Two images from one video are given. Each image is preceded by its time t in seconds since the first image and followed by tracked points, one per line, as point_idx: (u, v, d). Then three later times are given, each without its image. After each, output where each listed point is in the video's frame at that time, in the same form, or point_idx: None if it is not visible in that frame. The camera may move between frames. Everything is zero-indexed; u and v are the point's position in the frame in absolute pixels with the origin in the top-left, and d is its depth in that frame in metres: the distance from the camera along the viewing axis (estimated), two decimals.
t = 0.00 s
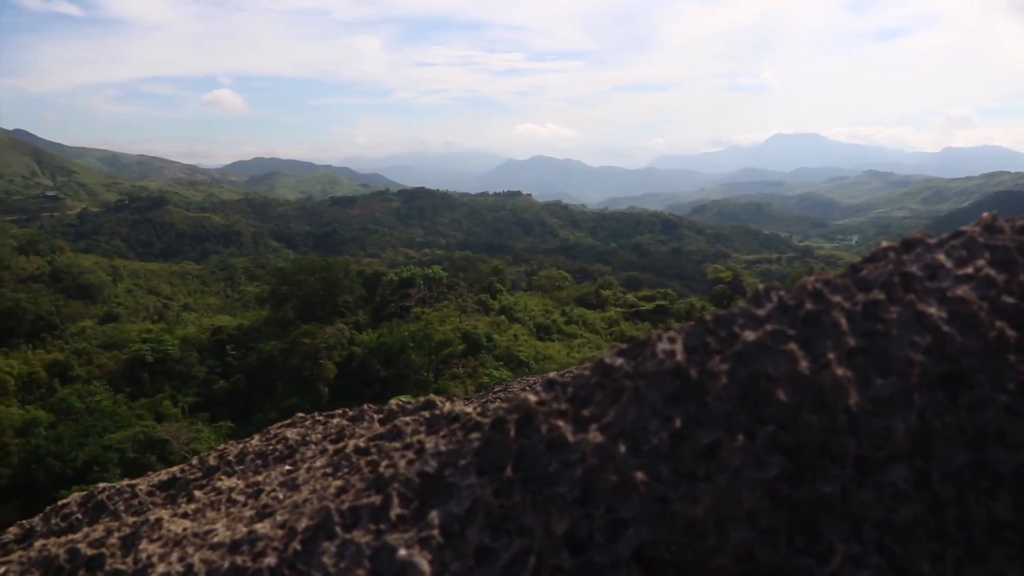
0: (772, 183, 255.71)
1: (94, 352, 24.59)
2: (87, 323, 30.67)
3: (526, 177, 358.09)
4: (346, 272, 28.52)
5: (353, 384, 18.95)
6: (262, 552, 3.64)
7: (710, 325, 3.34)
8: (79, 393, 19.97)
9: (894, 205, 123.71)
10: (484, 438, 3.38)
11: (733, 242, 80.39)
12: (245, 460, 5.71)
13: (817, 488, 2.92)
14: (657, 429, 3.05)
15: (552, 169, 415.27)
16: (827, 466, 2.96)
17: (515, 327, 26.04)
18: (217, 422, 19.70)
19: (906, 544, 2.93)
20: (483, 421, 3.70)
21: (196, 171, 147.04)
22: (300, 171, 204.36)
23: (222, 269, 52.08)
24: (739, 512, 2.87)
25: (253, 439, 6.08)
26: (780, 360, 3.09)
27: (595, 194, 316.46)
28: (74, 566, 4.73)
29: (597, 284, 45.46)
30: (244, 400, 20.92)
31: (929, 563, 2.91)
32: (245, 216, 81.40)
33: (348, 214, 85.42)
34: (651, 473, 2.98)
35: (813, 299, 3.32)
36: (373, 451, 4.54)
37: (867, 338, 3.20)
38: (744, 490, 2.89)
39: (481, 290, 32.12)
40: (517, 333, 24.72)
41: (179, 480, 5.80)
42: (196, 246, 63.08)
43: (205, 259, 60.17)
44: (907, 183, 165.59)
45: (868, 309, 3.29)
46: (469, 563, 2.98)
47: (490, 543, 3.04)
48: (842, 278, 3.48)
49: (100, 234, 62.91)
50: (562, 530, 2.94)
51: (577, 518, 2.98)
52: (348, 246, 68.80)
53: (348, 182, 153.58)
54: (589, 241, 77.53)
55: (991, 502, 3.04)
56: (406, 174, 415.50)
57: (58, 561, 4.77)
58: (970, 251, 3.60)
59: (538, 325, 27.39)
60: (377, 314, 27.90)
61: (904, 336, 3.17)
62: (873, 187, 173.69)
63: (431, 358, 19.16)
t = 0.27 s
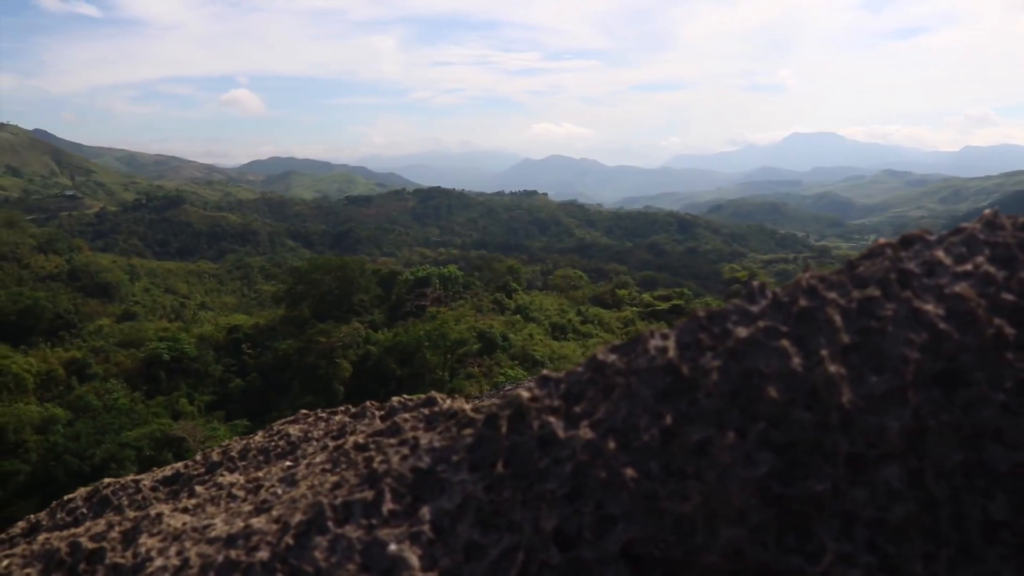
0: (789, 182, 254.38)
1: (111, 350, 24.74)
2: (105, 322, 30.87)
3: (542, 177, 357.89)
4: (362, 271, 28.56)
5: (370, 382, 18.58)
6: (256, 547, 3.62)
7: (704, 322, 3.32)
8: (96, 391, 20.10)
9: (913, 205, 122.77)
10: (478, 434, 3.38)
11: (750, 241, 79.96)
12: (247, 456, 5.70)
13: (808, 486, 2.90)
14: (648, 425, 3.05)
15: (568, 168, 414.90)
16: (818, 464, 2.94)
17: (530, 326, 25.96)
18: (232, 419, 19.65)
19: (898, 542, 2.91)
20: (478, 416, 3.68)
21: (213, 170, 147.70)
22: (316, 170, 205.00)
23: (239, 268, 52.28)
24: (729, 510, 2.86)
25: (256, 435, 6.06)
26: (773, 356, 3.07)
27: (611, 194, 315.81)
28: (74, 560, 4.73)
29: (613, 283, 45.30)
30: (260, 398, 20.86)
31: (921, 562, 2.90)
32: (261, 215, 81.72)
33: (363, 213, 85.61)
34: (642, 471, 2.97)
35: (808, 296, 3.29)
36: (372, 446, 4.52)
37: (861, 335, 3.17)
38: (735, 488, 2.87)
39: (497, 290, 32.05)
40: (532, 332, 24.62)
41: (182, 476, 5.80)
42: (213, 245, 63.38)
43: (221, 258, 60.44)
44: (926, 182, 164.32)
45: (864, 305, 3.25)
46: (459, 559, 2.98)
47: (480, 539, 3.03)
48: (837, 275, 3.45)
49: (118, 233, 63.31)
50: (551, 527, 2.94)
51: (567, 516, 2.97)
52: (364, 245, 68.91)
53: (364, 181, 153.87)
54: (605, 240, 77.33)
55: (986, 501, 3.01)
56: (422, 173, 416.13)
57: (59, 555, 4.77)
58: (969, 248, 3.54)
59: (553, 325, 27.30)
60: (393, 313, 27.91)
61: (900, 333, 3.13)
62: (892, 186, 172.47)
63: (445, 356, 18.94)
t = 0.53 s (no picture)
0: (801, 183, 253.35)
1: (122, 346, 24.81)
2: (116, 317, 30.98)
3: (553, 176, 357.77)
4: (371, 269, 28.57)
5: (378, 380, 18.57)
6: (244, 540, 3.60)
7: (695, 319, 3.31)
8: (106, 387, 20.17)
9: (926, 207, 122.01)
10: (468, 429, 3.36)
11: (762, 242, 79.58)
12: (244, 451, 5.69)
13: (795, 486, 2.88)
14: (635, 423, 3.04)
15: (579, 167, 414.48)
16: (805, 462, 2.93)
17: (539, 325, 25.84)
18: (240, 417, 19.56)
19: (886, 543, 2.88)
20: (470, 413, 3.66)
21: (224, 167, 148.05)
22: (328, 167, 205.35)
23: (249, 265, 52.37)
24: (715, 508, 2.84)
25: (254, 430, 6.05)
26: (762, 354, 3.05)
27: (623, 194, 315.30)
28: (69, 552, 4.74)
29: (623, 283, 45.12)
30: (269, 395, 20.80)
31: (908, 564, 2.87)
32: (272, 212, 81.89)
33: (374, 211, 85.70)
34: (628, 467, 2.96)
35: (799, 294, 3.27)
36: (367, 441, 4.51)
37: (852, 335, 3.14)
38: (721, 487, 2.85)
39: (507, 289, 31.95)
40: (541, 332, 24.49)
41: (179, 470, 5.79)
42: (223, 241, 63.50)
43: (232, 255, 60.57)
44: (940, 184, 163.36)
45: (856, 304, 3.22)
46: (444, 554, 2.96)
47: (466, 534, 3.03)
48: (830, 274, 3.42)
49: (129, 228, 63.54)
50: (537, 523, 2.93)
51: (553, 513, 2.96)
52: (374, 243, 68.91)
53: (375, 178, 154.01)
54: (615, 240, 77.11)
55: (978, 503, 2.97)
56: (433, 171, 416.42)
57: (54, 547, 4.77)
58: (965, 248, 3.50)
59: (563, 325, 27.16)
60: (402, 311, 27.88)
61: (892, 333, 3.10)
62: (905, 188, 171.53)
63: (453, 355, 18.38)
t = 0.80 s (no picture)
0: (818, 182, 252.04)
1: (139, 345, 24.96)
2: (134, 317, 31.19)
3: (568, 176, 357.53)
4: (387, 269, 28.65)
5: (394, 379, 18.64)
6: (249, 535, 3.61)
7: (697, 315, 3.31)
8: (124, 386, 20.30)
9: (945, 205, 121.07)
10: (471, 425, 3.36)
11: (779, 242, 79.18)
12: (253, 448, 5.71)
13: (798, 481, 2.87)
14: (636, 418, 3.04)
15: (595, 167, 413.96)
16: (808, 459, 2.91)
17: (555, 325, 25.78)
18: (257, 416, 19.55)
19: (890, 539, 2.86)
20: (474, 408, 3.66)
21: (241, 168, 148.70)
22: (344, 168, 205.91)
23: (266, 264, 52.58)
24: (716, 504, 2.84)
25: (264, 427, 6.07)
26: (764, 349, 3.04)
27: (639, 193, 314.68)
28: (78, 547, 4.77)
29: (639, 283, 44.97)
30: (285, 395, 20.81)
31: (913, 561, 2.84)
32: (288, 212, 82.21)
33: (390, 211, 85.89)
34: (630, 463, 2.96)
35: (802, 288, 3.25)
36: (373, 438, 4.52)
37: (856, 329, 3.12)
38: (723, 483, 2.84)
39: (523, 289, 31.90)
40: (557, 331, 24.41)
41: (189, 467, 5.82)
42: (240, 241, 63.78)
43: (249, 255, 60.83)
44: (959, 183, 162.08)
45: (861, 299, 3.19)
46: (446, 549, 2.97)
47: (467, 530, 3.03)
48: (835, 269, 3.40)
49: (147, 228, 63.93)
50: (538, 518, 2.94)
51: (554, 509, 2.96)
52: (390, 243, 69.01)
53: (391, 178, 154.31)
54: (631, 239, 76.92)
55: (983, 500, 2.95)
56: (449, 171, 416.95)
57: (63, 543, 4.81)
58: (972, 243, 3.46)
59: (579, 324, 27.08)
60: (418, 311, 27.92)
61: (897, 327, 3.06)
62: (923, 187, 170.31)
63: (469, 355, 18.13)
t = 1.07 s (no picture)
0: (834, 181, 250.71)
1: (155, 346, 25.07)
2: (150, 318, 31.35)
3: (582, 175, 357.09)
4: (402, 269, 28.74)
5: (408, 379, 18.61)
6: (258, 533, 3.61)
7: (705, 312, 3.30)
8: (141, 386, 20.39)
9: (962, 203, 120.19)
10: (478, 424, 3.35)
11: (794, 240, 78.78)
12: (264, 447, 5.72)
13: (807, 480, 2.85)
14: (645, 416, 3.03)
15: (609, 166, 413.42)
16: (816, 456, 2.90)
17: (570, 325, 25.69)
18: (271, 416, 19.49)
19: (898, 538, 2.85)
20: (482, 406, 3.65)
21: (255, 169, 149.24)
22: (358, 168, 206.44)
23: (281, 265, 52.75)
24: (724, 502, 2.83)
25: (275, 426, 6.08)
26: (773, 346, 3.02)
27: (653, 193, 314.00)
28: (90, 546, 4.79)
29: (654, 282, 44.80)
30: (300, 396, 20.80)
31: (925, 561, 2.82)
32: (302, 212, 82.49)
33: (403, 211, 86.01)
34: (638, 461, 2.95)
35: (811, 284, 3.23)
36: (383, 436, 4.51)
37: (866, 326, 3.09)
38: (731, 481, 2.83)
39: (537, 289, 31.83)
40: (572, 331, 24.32)
41: (200, 466, 5.83)
42: (255, 242, 64.02)
43: (264, 256, 61.06)
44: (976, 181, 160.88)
45: (870, 295, 3.17)
46: (454, 547, 2.97)
47: (475, 529, 3.03)
48: (845, 265, 3.38)
49: (162, 229, 64.29)
50: (545, 516, 2.93)
51: (561, 508, 2.96)
52: (404, 243, 69.08)
53: (405, 179, 154.53)
54: (645, 239, 76.70)
55: (995, 499, 2.92)
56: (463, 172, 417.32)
57: (75, 540, 4.83)
58: (984, 238, 3.43)
59: (594, 324, 26.99)
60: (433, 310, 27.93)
61: (907, 324, 3.03)
62: (941, 185, 169.15)
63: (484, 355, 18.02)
